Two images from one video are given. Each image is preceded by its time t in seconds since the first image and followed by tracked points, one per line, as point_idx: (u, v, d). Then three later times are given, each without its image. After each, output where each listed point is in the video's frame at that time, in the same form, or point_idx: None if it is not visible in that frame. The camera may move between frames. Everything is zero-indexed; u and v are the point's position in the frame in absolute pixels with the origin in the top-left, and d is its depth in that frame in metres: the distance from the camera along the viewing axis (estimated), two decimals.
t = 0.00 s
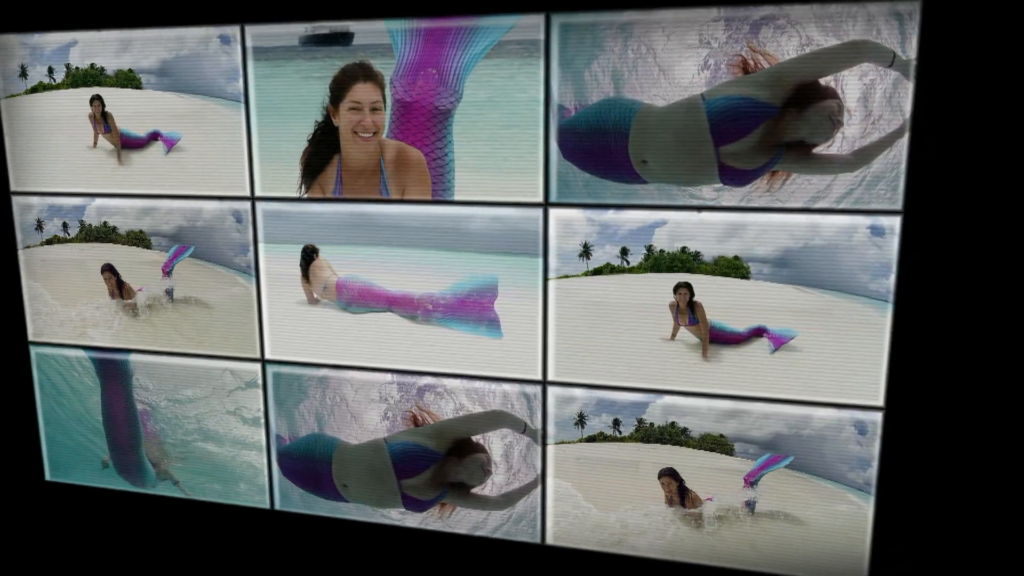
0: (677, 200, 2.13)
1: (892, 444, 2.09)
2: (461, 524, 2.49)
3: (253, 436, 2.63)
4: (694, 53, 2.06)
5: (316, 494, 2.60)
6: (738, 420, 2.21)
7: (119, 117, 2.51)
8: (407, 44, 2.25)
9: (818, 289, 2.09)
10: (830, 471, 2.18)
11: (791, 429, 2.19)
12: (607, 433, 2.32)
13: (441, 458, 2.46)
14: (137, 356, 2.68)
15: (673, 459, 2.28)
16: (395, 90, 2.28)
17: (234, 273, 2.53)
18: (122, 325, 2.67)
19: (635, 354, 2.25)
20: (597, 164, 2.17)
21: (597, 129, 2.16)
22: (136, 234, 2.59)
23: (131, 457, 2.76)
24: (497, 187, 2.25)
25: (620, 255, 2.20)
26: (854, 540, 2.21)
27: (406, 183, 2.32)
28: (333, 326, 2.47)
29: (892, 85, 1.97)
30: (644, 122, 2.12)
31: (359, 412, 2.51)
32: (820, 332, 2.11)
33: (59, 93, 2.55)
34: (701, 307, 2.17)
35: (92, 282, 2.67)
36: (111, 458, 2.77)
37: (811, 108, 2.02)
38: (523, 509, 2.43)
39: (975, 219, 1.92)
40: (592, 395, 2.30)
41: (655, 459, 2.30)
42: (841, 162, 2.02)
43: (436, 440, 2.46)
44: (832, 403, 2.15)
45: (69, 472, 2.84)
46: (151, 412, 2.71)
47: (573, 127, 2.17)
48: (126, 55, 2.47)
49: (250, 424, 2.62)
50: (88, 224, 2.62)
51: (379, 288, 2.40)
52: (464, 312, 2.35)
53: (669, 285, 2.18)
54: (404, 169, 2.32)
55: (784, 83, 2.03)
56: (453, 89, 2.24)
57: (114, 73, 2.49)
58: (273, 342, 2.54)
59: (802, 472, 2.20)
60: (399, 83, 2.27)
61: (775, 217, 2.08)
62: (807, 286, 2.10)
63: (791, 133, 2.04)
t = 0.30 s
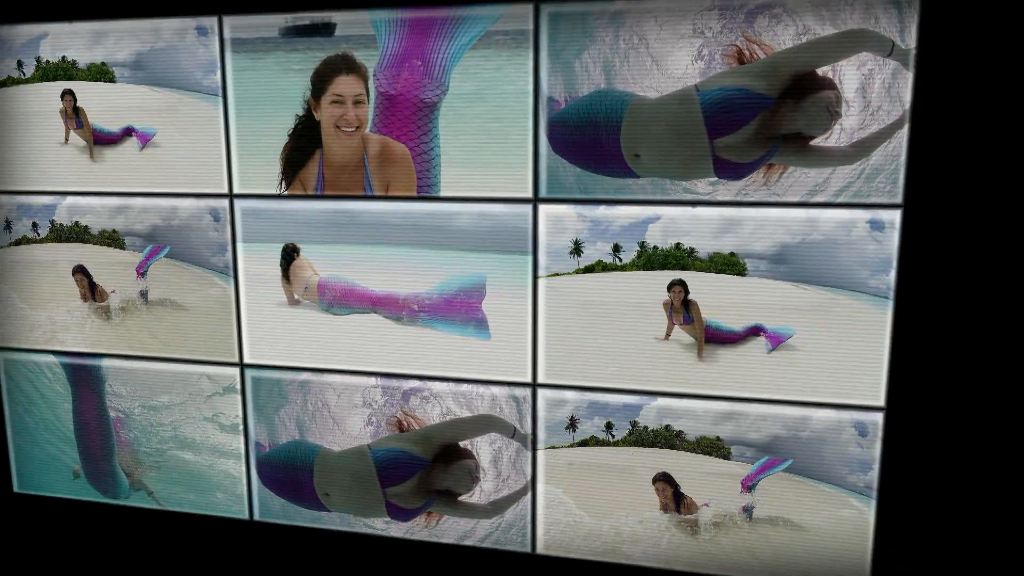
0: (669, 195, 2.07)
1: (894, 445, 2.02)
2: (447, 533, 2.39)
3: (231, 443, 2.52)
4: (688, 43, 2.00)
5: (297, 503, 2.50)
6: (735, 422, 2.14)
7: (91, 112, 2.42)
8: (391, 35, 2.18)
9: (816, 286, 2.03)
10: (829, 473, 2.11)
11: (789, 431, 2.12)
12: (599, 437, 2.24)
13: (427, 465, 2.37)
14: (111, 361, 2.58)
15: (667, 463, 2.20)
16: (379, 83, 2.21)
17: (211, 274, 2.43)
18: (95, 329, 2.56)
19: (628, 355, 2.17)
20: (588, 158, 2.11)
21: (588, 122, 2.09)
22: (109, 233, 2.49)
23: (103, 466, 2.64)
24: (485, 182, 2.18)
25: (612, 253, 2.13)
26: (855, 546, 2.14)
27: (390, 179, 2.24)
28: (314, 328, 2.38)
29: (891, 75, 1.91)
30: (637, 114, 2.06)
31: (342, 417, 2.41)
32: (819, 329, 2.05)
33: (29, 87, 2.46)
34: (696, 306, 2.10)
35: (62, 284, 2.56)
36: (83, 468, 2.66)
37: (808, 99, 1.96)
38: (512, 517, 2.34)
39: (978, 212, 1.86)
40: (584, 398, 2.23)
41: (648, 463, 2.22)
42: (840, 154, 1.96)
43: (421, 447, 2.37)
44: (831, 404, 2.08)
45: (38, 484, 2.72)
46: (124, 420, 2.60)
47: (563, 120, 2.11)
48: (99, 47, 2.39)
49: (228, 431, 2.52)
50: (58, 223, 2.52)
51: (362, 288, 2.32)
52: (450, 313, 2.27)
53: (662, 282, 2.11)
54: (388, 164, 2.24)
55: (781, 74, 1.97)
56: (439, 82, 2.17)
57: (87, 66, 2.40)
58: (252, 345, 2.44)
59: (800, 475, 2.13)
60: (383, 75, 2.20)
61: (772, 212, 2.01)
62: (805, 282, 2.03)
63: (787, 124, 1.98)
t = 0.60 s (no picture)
0: (662, 188, 1.98)
1: (897, 448, 1.93)
2: (430, 546, 2.28)
3: (201, 453, 2.39)
4: (681, 30, 1.93)
5: (271, 516, 2.37)
6: (731, 426, 2.05)
7: (54, 105, 2.30)
8: (370, 22, 2.08)
9: (815, 282, 1.95)
10: (830, 479, 2.03)
11: (787, 435, 2.03)
12: (589, 443, 2.14)
13: (408, 475, 2.25)
14: (74, 368, 2.44)
15: (661, 470, 2.11)
16: (357, 73, 2.11)
17: (181, 274, 2.31)
18: (57, 334, 2.43)
19: (619, 356, 2.08)
20: (577, 150, 2.02)
21: (577, 112, 2.00)
22: (73, 232, 2.36)
23: (66, 479, 2.50)
24: (469, 176, 2.08)
25: (602, 249, 2.03)
26: (857, 554, 2.05)
27: (369, 173, 2.14)
28: (289, 331, 2.26)
29: (891, 62, 1.84)
30: (628, 104, 1.97)
31: (319, 425, 2.30)
32: (819, 328, 1.96)
33: None
34: (690, 305, 2.01)
35: (23, 286, 2.43)
36: (44, 481, 2.51)
37: (806, 87, 1.89)
38: (498, 528, 2.23)
39: (983, 203, 1.79)
40: (573, 401, 2.13)
41: (641, 470, 2.12)
42: (839, 144, 1.89)
43: (403, 455, 2.25)
44: (831, 406, 1.99)
45: None
46: (88, 430, 2.47)
47: (550, 110, 2.02)
48: (63, 36, 2.27)
49: (199, 440, 2.39)
50: (19, 222, 2.39)
51: (340, 289, 2.20)
52: (433, 314, 2.16)
53: (654, 279, 2.02)
54: (367, 158, 2.13)
55: (777, 61, 1.89)
56: (420, 71, 2.07)
57: (50, 56, 2.29)
58: (223, 350, 2.32)
59: (800, 481, 2.04)
60: (362, 64, 2.10)
61: (769, 204, 1.93)
62: (803, 278, 1.95)
63: (784, 114, 1.90)
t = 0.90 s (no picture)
0: (652, 179, 1.87)
1: (903, 453, 1.82)
2: (407, 565, 2.13)
3: (161, 467, 2.23)
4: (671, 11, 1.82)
5: (236, 534, 2.21)
6: (727, 432, 1.93)
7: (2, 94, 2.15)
8: (341, 5, 1.95)
9: (814, 278, 1.83)
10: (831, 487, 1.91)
11: (786, 441, 1.91)
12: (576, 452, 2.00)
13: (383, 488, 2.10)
14: (24, 377, 2.28)
15: (652, 480, 1.98)
16: (328, 59, 1.98)
17: (138, 275, 2.16)
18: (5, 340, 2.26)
19: (608, 359, 1.95)
20: (562, 139, 1.90)
21: (561, 99, 1.88)
22: (22, 231, 2.21)
23: (14, 497, 2.33)
24: (446, 168, 1.96)
25: (589, 244, 1.91)
26: (861, 568, 1.93)
27: (340, 165, 2.01)
28: (255, 334, 2.11)
29: (893, 44, 1.75)
30: (615, 90, 1.86)
31: (287, 435, 2.15)
32: (819, 326, 1.85)
33: None
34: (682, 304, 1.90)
35: None
36: None
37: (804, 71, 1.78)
38: (479, 545, 2.08)
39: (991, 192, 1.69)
40: (559, 408, 2.00)
41: (631, 480, 1.99)
42: (838, 131, 1.78)
43: (377, 467, 2.10)
44: (832, 409, 1.88)
45: None
46: (39, 443, 2.30)
47: (533, 97, 1.90)
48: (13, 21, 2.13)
49: (158, 453, 2.23)
50: None
51: (309, 289, 2.06)
52: (409, 315, 2.03)
53: (644, 276, 1.90)
54: (338, 149, 2.00)
55: (773, 44, 1.79)
56: (395, 56, 1.95)
57: None
58: (184, 356, 2.17)
59: (799, 490, 1.92)
60: (332, 49, 1.97)
61: (764, 196, 1.82)
62: (802, 274, 1.84)
63: (781, 99, 1.80)
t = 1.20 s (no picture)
0: (639, 167, 1.72)
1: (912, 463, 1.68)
2: None
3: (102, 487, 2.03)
4: None
5: (185, 560, 2.01)
6: (721, 442, 1.77)
7: None
8: None
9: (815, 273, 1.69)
10: (834, 501, 1.76)
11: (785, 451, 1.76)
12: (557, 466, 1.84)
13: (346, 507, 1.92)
14: None
15: (641, 495, 1.82)
16: (286, 38, 1.82)
17: (77, 275, 1.97)
18: None
19: (591, 363, 1.79)
20: (540, 124, 1.75)
21: (540, 80, 1.74)
22: None
23: None
24: (415, 155, 1.80)
25: (571, 238, 1.76)
26: None
27: (300, 153, 1.84)
28: (206, 339, 1.93)
29: (897, 19, 1.62)
30: (598, 70, 1.71)
31: (241, 450, 1.96)
32: (819, 326, 1.71)
33: None
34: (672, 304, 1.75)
35: None
36: None
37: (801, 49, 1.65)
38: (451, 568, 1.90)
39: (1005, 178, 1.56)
40: (538, 417, 1.83)
41: (618, 496, 1.82)
42: (839, 113, 1.65)
43: (340, 484, 1.92)
44: (835, 416, 1.73)
45: None
46: None
47: (510, 78, 1.75)
48: None
49: (98, 471, 2.03)
50: None
51: (266, 289, 1.89)
52: (375, 317, 1.85)
53: (631, 273, 1.75)
54: (297, 136, 1.84)
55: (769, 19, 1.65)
56: (358, 34, 1.79)
57: None
58: (128, 364, 1.98)
59: (800, 505, 1.77)
60: (291, 27, 1.81)
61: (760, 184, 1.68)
62: (801, 269, 1.69)
63: (777, 79, 1.67)
